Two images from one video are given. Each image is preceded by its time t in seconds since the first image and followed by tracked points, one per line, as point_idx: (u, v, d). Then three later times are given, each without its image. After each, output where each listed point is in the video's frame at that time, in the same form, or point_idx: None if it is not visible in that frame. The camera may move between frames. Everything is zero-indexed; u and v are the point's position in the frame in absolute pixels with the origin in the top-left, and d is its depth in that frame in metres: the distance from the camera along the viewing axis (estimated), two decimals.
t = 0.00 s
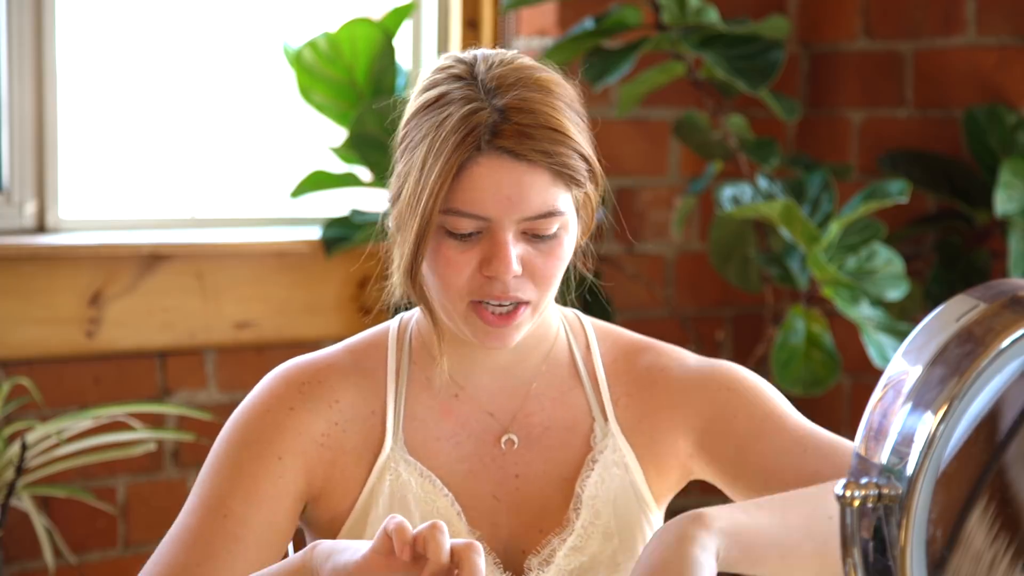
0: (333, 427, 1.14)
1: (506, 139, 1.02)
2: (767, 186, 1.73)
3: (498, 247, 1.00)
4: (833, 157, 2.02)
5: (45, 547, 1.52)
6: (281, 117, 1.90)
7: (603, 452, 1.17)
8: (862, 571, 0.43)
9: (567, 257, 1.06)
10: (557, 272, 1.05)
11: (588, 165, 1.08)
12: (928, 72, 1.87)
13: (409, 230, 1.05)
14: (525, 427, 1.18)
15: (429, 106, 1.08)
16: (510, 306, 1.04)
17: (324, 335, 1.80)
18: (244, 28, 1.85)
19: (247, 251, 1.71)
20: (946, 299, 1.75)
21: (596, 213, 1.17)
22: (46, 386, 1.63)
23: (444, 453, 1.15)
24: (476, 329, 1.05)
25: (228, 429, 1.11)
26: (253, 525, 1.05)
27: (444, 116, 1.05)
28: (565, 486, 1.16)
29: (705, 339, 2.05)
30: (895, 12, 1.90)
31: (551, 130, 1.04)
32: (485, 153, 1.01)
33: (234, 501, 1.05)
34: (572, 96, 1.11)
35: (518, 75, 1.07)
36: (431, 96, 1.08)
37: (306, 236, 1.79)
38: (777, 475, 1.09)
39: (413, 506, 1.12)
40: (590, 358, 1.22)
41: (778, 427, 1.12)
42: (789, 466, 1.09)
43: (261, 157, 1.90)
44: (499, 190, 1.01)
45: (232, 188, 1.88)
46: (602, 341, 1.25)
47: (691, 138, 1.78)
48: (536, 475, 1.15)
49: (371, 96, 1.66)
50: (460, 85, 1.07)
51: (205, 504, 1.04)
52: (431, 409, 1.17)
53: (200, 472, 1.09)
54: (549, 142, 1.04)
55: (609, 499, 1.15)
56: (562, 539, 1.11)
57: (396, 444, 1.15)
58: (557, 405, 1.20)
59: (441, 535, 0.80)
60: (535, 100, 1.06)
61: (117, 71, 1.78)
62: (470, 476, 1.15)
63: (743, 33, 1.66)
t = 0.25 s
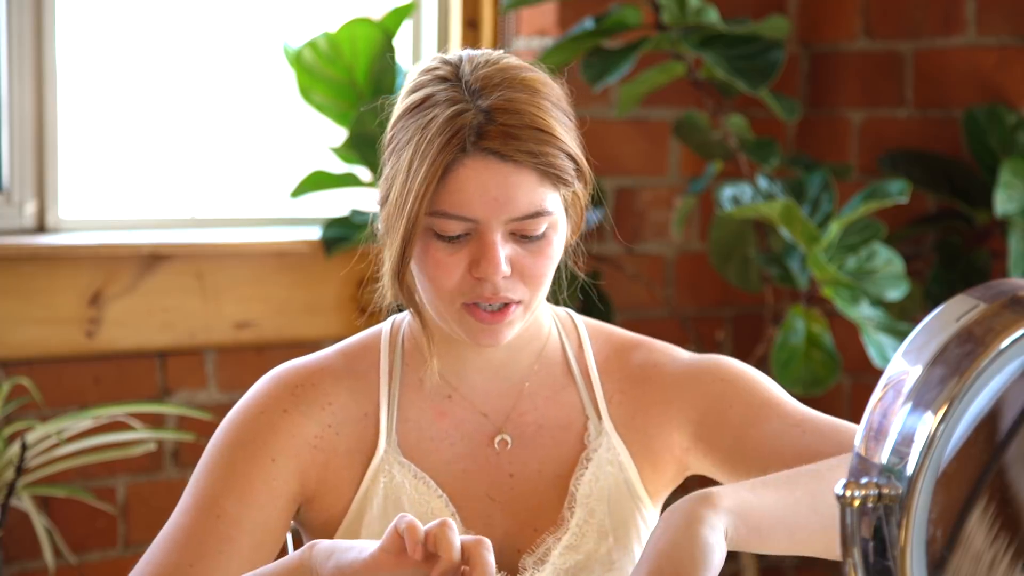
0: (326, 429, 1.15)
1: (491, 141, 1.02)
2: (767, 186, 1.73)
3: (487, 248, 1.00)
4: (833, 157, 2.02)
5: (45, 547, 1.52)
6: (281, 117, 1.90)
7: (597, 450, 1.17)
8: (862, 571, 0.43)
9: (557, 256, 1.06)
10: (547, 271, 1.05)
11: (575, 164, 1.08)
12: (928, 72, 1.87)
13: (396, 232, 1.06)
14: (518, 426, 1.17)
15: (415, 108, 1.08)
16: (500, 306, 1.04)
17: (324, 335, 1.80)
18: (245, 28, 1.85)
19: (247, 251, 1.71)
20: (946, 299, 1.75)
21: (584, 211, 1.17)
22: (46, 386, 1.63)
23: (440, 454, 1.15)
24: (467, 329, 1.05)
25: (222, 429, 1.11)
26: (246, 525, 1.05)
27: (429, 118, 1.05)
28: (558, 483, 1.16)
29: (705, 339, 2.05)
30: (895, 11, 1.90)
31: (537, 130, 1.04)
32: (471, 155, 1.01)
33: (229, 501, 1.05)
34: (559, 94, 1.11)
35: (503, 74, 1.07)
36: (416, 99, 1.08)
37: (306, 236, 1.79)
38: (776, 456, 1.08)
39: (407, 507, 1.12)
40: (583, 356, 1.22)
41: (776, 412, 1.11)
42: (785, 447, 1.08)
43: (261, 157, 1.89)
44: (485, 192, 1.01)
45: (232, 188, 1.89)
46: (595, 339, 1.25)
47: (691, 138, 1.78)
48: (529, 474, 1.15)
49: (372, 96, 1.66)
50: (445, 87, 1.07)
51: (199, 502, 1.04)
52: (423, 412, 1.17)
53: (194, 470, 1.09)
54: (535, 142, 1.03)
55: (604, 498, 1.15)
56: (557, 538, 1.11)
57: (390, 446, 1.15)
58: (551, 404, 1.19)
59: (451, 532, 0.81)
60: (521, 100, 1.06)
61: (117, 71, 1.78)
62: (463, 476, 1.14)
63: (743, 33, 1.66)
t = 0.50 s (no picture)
0: (321, 428, 1.15)
1: (476, 150, 1.01)
2: (767, 186, 1.73)
3: (473, 256, 1.00)
4: (833, 157, 2.02)
5: (45, 547, 1.52)
6: (281, 117, 1.90)
7: (588, 448, 1.17)
8: (863, 572, 0.43)
9: (544, 259, 1.06)
10: (534, 274, 1.05)
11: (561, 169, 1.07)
12: (928, 72, 1.87)
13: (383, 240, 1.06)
14: (509, 426, 1.17)
15: (400, 115, 1.08)
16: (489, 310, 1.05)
17: (324, 335, 1.80)
18: (245, 29, 1.85)
19: (247, 251, 1.71)
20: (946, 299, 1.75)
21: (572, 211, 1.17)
22: (46, 386, 1.63)
23: (434, 454, 1.15)
24: (457, 334, 1.05)
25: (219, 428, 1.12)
26: (247, 521, 1.05)
27: (414, 126, 1.05)
28: (549, 483, 1.15)
29: (705, 339, 2.05)
30: (895, 11, 1.90)
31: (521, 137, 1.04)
32: (455, 164, 1.01)
33: (229, 498, 1.05)
34: (544, 97, 1.10)
35: (487, 80, 1.07)
36: (400, 105, 1.08)
37: (306, 236, 1.79)
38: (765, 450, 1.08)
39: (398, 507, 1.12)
40: (574, 354, 1.23)
41: (765, 409, 1.11)
42: (772, 442, 1.07)
43: (261, 157, 1.89)
44: (470, 201, 1.00)
45: (232, 188, 1.88)
46: (586, 338, 1.25)
47: (691, 138, 1.78)
48: (522, 473, 1.15)
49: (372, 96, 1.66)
50: (429, 94, 1.07)
51: (199, 499, 1.05)
52: (413, 413, 1.17)
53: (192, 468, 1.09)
54: (519, 150, 1.03)
55: (595, 496, 1.14)
56: (547, 537, 1.11)
57: (382, 446, 1.15)
58: (540, 402, 1.19)
59: (462, 517, 0.81)
60: (506, 107, 1.05)
61: (117, 72, 1.78)
62: (453, 476, 1.14)
63: (743, 33, 1.66)
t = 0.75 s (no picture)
0: (318, 430, 1.15)
1: (469, 152, 1.01)
2: (767, 186, 1.73)
3: (468, 257, 1.01)
4: (833, 157, 2.02)
5: (45, 547, 1.52)
6: (281, 117, 1.90)
7: (584, 446, 1.17)
8: (863, 572, 0.43)
9: (538, 257, 1.06)
10: (528, 273, 1.05)
11: (553, 167, 1.07)
12: (928, 72, 1.87)
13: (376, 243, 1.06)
14: (506, 426, 1.17)
15: (391, 117, 1.07)
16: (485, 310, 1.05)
17: (324, 335, 1.80)
18: (246, 29, 1.85)
19: (247, 251, 1.71)
20: (946, 299, 1.75)
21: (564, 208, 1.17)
22: (46, 386, 1.63)
23: (430, 454, 1.15)
24: (453, 335, 1.06)
25: (216, 431, 1.12)
26: (247, 522, 1.05)
27: (405, 128, 1.05)
28: (547, 482, 1.15)
29: (705, 339, 2.05)
30: (895, 11, 1.90)
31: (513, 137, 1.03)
32: (449, 166, 1.01)
33: (228, 499, 1.05)
34: (535, 95, 1.10)
35: (478, 81, 1.06)
36: (391, 107, 1.08)
37: (306, 236, 1.79)
38: (768, 461, 1.09)
39: (395, 508, 1.11)
40: (569, 352, 1.22)
41: (765, 415, 1.12)
42: (773, 454, 1.09)
43: (260, 158, 1.89)
44: (464, 202, 1.00)
45: (232, 188, 1.88)
46: (579, 335, 1.25)
47: (691, 138, 1.78)
48: (518, 472, 1.15)
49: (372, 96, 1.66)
50: (420, 95, 1.06)
51: (198, 502, 1.05)
52: (408, 414, 1.17)
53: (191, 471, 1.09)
54: (512, 150, 1.03)
55: (592, 494, 1.14)
56: (545, 535, 1.11)
57: (380, 447, 1.15)
58: (537, 402, 1.19)
59: (467, 517, 0.81)
60: (497, 107, 1.05)
61: (116, 72, 1.78)
62: (452, 477, 1.14)
63: (743, 33, 1.66)
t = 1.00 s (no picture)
0: (316, 432, 1.14)
1: (466, 155, 1.01)
2: (767, 186, 1.73)
3: (467, 260, 1.01)
4: (833, 157, 2.02)
5: (45, 547, 1.52)
6: (281, 118, 1.89)
7: (583, 445, 1.16)
8: (863, 572, 0.43)
9: (535, 257, 1.06)
10: (526, 273, 1.05)
11: (548, 168, 1.07)
12: (928, 72, 1.87)
13: (373, 248, 1.05)
14: (503, 425, 1.17)
15: (385, 122, 1.07)
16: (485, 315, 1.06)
17: (324, 335, 1.80)
18: (246, 29, 1.85)
19: (247, 251, 1.71)
20: (946, 300, 1.75)
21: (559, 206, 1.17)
22: (46, 385, 1.63)
23: (429, 454, 1.15)
24: (454, 338, 1.06)
25: (215, 435, 1.12)
26: (248, 525, 1.05)
27: (401, 133, 1.04)
28: (546, 481, 1.16)
29: (705, 339, 2.05)
30: (895, 11, 1.90)
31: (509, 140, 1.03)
32: (446, 170, 1.01)
33: (228, 502, 1.05)
34: (527, 96, 1.10)
35: (471, 83, 1.06)
36: (384, 112, 1.07)
37: (306, 236, 1.79)
38: (779, 472, 1.11)
39: (395, 511, 1.11)
40: (565, 352, 1.23)
41: (771, 423, 1.14)
42: (787, 466, 1.10)
43: (260, 158, 1.89)
44: (462, 206, 1.00)
45: (232, 188, 1.88)
46: (576, 335, 1.25)
47: (691, 138, 1.78)
48: (516, 472, 1.15)
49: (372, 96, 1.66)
50: (414, 99, 1.06)
51: (198, 507, 1.05)
52: (407, 415, 1.17)
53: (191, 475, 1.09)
54: (508, 152, 1.03)
55: (590, 493, 1.14)
56: (544, 534, 1.11)
57: (378, 450, 1.15)
58: (539, 402, 1.20)
59: (494, 529, 0.80)
60: (491, 110, 1.05)
61: (115, 73, 1.78)
62: (452, 477, 1.14)
63: (743, 33, 1.66)
